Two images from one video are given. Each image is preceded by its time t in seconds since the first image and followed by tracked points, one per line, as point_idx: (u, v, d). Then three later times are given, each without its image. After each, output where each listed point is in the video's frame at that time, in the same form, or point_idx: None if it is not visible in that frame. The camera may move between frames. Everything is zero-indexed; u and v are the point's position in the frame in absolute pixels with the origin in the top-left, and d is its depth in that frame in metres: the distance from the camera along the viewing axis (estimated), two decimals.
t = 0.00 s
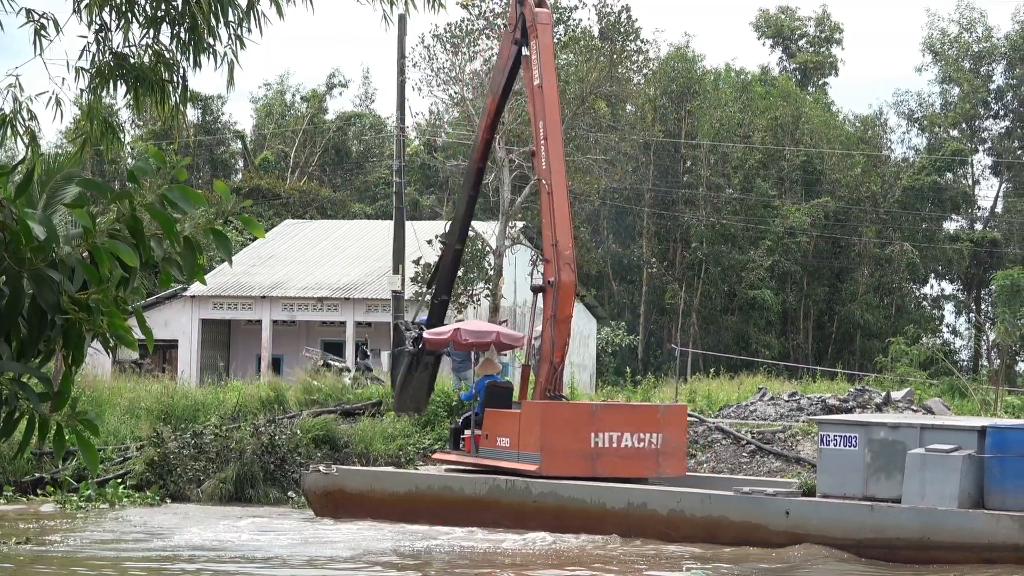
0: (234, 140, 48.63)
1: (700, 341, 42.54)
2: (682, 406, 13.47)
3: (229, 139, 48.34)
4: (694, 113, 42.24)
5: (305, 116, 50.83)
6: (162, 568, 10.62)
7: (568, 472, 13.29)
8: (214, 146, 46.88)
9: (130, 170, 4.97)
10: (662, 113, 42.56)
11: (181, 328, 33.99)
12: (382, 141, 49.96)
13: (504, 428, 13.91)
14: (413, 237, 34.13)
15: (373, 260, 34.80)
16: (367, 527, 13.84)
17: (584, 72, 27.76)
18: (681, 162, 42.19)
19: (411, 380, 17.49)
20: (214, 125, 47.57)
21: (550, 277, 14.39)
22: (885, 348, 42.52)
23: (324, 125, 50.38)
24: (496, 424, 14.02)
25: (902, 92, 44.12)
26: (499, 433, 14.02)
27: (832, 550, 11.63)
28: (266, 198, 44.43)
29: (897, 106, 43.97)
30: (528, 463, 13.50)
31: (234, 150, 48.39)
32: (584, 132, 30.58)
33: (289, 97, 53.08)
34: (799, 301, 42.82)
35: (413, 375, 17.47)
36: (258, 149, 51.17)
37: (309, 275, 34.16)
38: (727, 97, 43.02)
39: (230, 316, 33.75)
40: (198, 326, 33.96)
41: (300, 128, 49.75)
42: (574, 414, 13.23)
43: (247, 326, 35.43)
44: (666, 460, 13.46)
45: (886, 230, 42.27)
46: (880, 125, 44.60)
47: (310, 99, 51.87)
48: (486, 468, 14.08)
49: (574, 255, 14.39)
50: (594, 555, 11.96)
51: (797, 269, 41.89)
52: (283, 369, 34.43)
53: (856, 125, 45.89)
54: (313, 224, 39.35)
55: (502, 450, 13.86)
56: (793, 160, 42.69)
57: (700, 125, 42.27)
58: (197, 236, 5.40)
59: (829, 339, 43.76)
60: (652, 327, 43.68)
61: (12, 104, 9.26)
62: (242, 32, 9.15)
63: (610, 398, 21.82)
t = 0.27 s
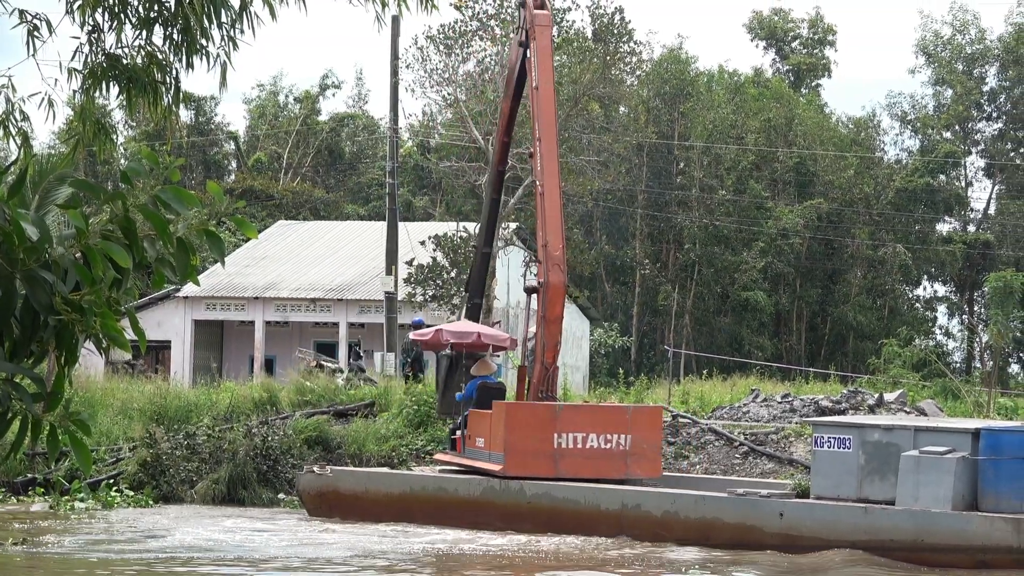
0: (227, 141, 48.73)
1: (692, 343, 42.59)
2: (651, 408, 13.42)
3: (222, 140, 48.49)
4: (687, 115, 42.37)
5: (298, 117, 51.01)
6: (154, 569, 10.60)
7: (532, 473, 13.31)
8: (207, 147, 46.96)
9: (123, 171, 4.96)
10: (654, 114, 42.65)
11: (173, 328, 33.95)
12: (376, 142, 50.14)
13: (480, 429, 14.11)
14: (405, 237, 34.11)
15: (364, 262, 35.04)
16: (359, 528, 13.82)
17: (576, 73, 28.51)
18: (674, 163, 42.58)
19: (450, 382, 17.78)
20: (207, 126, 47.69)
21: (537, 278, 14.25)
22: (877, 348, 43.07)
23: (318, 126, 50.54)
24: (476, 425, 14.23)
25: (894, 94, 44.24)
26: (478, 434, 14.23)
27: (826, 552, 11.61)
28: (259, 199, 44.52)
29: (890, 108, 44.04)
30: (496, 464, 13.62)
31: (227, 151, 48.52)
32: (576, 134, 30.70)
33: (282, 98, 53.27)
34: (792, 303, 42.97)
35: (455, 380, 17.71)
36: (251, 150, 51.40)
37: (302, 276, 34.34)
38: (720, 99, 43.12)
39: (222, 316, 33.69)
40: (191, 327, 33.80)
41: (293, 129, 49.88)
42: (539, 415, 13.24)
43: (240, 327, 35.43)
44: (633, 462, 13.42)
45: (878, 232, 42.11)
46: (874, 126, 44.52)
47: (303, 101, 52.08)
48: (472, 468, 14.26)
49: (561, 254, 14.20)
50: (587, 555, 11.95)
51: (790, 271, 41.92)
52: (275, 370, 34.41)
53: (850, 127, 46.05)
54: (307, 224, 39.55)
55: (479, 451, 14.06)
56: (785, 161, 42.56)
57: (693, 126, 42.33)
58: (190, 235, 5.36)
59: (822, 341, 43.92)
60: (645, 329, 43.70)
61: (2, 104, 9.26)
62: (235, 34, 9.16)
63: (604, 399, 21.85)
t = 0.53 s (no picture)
0: (219, 142, 48.82)
1: (684, 344, 42.64)
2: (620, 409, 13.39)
3: (214, 141, 48.60)
4: (680, 117, 42.90)
5: (290, 119, 51.16)
6: (143, 570, 10.60)
7: (497, 474, 13.45)
8: (199, 148, 47.15)
9: (115, 172, 4.94)
10: (647, 116, 43.50)
11: (165, 330, 33.99)
12: (368, 144, 50.31)
13: (458, 430, 14.30)
14: (398, 238, 33.93)
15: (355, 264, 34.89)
16: (350, 529, 13.83)
17: (568, 76, 28.57)
18: (666, 165, 42.92)
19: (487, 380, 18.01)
20: (200, 127, 47.78)
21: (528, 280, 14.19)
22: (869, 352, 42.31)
23: (310, 128, 50.67)
24: (456, 427, 14.44)
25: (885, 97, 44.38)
26: (458, 435, 14.42)
27: (818, 554, 11.62)
28: (251, 200, 44.61)
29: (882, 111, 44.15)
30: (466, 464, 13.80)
31: (219, 152, 48.62)
32: (568, 136, 30.81)
33: (274, 100, 53.38)
34: (783, 305, 42.18)
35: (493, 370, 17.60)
36: (243, 151, 51.52)
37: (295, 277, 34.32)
38: (712, 101, 43.25)
39: (215, 318, 33.73)
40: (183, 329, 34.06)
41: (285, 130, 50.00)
42: (504, 416, 13.38)
43: (232, 329, 35.43)
44: (601, 463, 13.43)
45: (870, 234, 42.06)
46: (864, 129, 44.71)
47: (295, 102, 52.23)
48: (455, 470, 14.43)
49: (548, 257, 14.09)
50: (577, 558, 11.95)
51: (782, 273, 41.64)
52: (266, 371, 34.36)
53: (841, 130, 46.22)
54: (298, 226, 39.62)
55: (458, 452, 14.28)
56: (777, 164, 42.61)
57: (685, 128, 42.41)
58: (182, 236, 5.31)
59: (814, 344, 43.31)
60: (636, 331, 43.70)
61: None
62: (225, 37, 9.17)
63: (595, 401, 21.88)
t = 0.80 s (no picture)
0: (212, 144, 48.92)
1: (676, 346, 42.68)
2: (594, 412, 13.34)
3: (207, 143, 48.72)
4: (672, 119, 42.86)
5: (282, 120, 51.31)
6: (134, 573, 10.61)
7: (471, 475, 13.54)
8: (191, 150, 47.47)
9: (107, 173, 4.98)
10: (639, 118, 43.31)
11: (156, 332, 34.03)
12: (360, 145, 50.39)
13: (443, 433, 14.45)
14: (390, 241, 34.07)
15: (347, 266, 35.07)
16: (342, 532, 13.83)
17: (561, 78, 28.76)
18: (657, 167, 43.07)
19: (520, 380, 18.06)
20: (192, 128, 47.85)
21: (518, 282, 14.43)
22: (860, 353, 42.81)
23: (301, 129, 50.74)
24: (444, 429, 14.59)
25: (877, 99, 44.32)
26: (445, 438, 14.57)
27: (811, 557, 11.61)
28: (243, 203, 44.65)
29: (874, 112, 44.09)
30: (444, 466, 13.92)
31: (212, 154, 48.71)
32: (561, 138, 30.83)
33: (266, 101, 53.46)
34: (776, 307, 42.91)
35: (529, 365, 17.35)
36: (235, 153, 51.59)
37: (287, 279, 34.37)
38: (704, 103, 43.29)
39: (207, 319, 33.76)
40: (175, 330, 33.87)
41: (277, 132, 50.09)
42: (476, 418, 13.48)
43: (224, 331, 35.42)
44: (575, 465, 13.41)
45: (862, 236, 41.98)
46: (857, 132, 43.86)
47: (288, 104, 52.32)
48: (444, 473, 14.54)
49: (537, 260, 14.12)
50: (569, 560, 11.96)
51: (774, 276, 41.94)
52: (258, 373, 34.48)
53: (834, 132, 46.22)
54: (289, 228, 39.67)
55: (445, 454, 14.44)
56: (770, 165, 42.55)
57: (677, 130, 42.46)
58: (175, 237, 5.36)
59: (806, 346, 43.84)
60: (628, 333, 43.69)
61: None
62: (217, 38, 9.19)
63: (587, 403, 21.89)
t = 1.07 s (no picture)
0: (203, 146, 49.01)
1: (668, 349, 42.66)
2: (570, 415, 13.34)
3: (198, 145, 48.84)
4: (664, 121, 42.95)
5: (274, 123, 51.44)
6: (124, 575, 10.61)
7: (448, 478, 13.63)
8: (183, 152, 47.84)
9: (98, 175, 4.95)
10: (631, 122, 43.29)
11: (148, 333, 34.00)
12: (351, 148, 50.51)
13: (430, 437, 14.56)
14: (381, 243, 34.25)
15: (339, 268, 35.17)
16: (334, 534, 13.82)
17: (552, 80, 28.92)
18: (649, 170, 43.06)
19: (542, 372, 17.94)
20: (184, 130, 47.90)
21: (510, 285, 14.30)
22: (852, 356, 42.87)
23: (293, 132, 50.82)
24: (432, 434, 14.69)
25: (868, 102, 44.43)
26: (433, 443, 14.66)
27: (803, 560, 11.61)
28: (235, 205, 44.73)
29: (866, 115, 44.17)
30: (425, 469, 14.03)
31: (203, 156, 48.82)
32: (553, 140, 30.91)
33: (258, 103, 53.53)
34: (767, 310, 42.85)
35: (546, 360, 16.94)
36: (226, 155, 51.66)
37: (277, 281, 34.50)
38: (696, 106, 43.39)
39: (198, 322, 33.72)
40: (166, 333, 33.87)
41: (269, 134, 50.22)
42: (453, 421, 13.58)
43: (215, 333, 35.42)
44: (551, 468, 13.39)
45: (853, 238, 41.91)
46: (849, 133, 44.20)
47: (280, 106, 52.41)
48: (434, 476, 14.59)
49: (526, 262, 14.12)
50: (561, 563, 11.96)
51: (766, 279, 42.03)
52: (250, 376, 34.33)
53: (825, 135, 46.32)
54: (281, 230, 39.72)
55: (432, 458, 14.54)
56: (760, 168, 42.39)
57: (669, 133, 42.55)
58: (167, 239, 5.32)
59: (798, 349, 43.86)
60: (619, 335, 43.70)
61: None
62: (207, 40, 9.20)
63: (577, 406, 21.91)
